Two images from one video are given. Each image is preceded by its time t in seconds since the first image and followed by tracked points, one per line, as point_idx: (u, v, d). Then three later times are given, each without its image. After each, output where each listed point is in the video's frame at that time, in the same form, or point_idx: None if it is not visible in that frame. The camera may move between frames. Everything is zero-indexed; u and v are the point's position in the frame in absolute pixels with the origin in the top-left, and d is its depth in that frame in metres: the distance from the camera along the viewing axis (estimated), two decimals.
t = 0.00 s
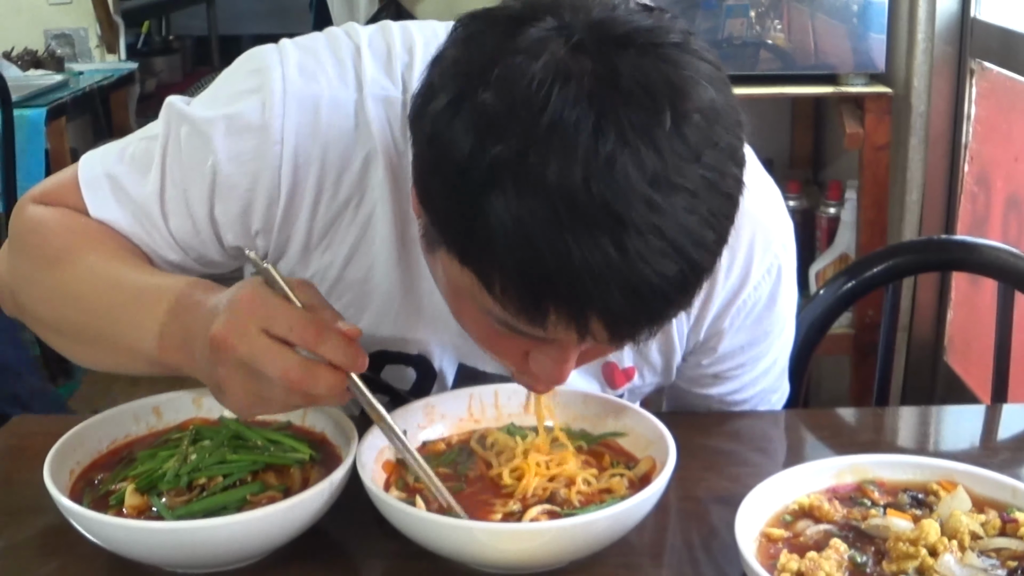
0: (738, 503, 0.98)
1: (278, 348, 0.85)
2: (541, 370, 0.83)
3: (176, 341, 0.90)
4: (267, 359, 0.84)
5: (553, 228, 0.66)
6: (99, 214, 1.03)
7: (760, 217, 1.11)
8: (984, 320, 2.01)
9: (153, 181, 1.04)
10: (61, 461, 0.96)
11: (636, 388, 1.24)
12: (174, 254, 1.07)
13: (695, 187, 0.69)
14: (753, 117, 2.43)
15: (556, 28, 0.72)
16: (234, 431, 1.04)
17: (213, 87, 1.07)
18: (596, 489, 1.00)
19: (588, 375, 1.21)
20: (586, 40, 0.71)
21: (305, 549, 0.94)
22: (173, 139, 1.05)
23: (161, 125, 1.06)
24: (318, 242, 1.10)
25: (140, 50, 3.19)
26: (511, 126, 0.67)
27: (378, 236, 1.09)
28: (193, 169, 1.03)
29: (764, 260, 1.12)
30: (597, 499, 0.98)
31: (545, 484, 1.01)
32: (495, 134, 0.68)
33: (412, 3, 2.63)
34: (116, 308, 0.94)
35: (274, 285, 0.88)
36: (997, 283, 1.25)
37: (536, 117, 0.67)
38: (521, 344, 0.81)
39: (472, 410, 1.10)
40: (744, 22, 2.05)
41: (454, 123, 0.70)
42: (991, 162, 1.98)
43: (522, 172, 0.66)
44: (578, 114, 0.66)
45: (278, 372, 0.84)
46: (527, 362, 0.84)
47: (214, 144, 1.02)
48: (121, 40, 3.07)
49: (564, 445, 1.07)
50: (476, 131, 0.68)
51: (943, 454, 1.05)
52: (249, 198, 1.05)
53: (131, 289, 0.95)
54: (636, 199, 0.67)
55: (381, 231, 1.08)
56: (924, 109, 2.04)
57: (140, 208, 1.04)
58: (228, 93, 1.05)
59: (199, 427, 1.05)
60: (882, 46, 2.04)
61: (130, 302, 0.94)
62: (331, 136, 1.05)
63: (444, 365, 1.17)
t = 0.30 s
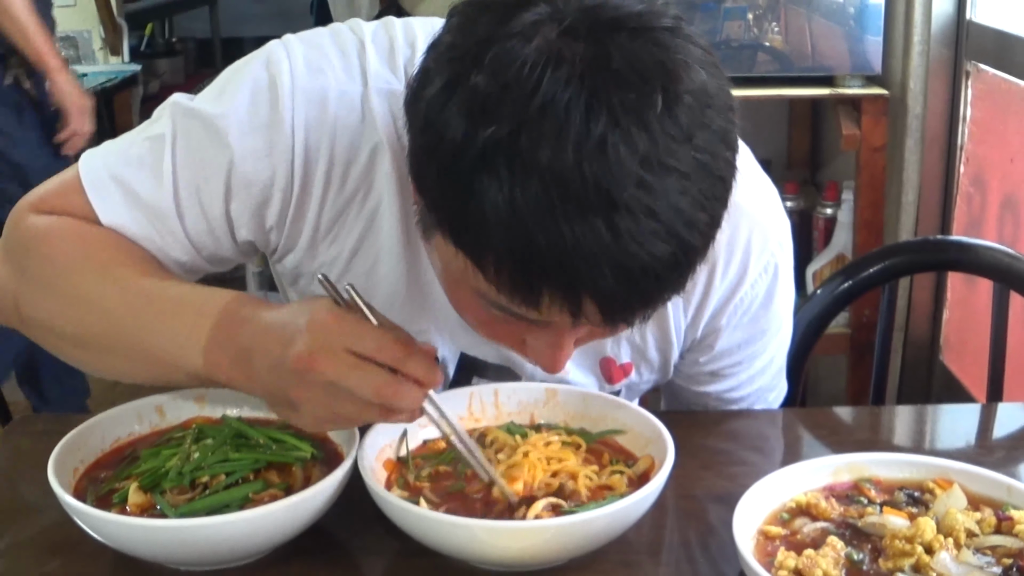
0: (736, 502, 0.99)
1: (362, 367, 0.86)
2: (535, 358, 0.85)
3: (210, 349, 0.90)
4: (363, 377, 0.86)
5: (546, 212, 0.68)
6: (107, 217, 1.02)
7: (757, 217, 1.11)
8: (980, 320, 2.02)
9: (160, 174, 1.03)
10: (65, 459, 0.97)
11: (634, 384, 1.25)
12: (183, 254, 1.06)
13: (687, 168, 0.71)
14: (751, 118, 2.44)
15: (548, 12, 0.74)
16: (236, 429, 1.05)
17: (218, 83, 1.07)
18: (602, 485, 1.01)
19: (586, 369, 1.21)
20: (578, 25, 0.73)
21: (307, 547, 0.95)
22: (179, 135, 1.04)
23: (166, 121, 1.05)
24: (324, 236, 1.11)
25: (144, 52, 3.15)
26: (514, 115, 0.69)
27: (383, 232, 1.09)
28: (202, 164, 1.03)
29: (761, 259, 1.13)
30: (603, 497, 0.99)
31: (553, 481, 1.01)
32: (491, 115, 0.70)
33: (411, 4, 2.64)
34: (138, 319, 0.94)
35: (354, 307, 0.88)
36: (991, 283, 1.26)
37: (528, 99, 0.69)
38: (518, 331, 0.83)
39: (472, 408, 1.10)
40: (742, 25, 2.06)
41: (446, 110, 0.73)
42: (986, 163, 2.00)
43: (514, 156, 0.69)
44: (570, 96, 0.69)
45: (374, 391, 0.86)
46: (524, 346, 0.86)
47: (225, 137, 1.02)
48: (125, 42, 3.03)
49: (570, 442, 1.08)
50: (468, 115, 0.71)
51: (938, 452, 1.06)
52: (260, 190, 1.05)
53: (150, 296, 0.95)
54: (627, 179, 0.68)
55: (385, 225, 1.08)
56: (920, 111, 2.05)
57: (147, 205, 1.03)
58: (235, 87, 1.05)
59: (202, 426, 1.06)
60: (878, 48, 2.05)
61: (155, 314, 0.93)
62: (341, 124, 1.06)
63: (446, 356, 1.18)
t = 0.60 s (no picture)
0: (734, 500, 1.00)
1: (338, 341, 0.86)
2: (550, 320, 0.85)
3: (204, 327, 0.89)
4: (336, 351, 0.86)
5: (564, 159, 0.68)
6: (113, 201, 1.03)
7: (756, 209, 1.13)
8: (975, 320, 2.03)
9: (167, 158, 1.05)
10: (70, 457, 0.98)
11: (632, 374, 1.24)
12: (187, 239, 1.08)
13: (698, 117, 0.71)
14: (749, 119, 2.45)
15: None
16: (239, 428, 1.06)
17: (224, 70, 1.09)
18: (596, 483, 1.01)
19: (586, 357, 1.21)
20: None
21: (310, 544, 0.96)
22: (187, 121, 1.06)
23: (174, 108, 1.07)
24: (326, 221, 1.12)
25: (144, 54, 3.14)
26: (523, 77, 0.69)
27: (388, 214, 1.10)
28: (209, 148, 1.05)
29: (760, 250, 1.14)
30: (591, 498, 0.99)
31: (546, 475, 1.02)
32: (503, 70, 0.70)
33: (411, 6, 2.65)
34: (132, 295, 0.93)
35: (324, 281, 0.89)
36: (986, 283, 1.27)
37: (539, 53, 0.69)
38: (533, 291, 0.82)
39: (472, 407, 1.12)
40: (740, 27, 2.05)
41: (458, 69, 0.73)
42: (981, 164, 2.01)
43: (530, 109, 0.69)
44: (581, 48, 0.69)
45: (350, 364, 0.86)
46: (537, 311, 0.86)
47: (232, 121, 1.04)
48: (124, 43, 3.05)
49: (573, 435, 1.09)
50: (481, 74, 0.71)
51: (934, 451, 1.07)
52: (267, 173, 1.07)
53: (154, 279, 0.93)
54: (642, 125, 0.69)
55: (391, 208, 1.10)
56: (916, 112, 2.07)
57: (153, 189, 1.04)
58: (242, 74, 1.07)
59: (205, 425, 1.07)
60: (874, 51, 2.07)
61: (150, 292, 0.92)
62: (344, 107, 1.08)
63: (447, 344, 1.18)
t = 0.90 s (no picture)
0: (731, 498, 1.01)
1: (372, 286, 0.87)
2: (556, 253, 0.86)
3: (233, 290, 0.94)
4: (370, 297, 0.87)
5: (576, 59, 0.72)
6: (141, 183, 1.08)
7: (754, 186, 1.17)
8: (971, 320, 2.04)
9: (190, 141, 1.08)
10: (74, 455, 0.99)
11: (630, 347, 1.25)
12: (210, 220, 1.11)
13: (705, 30, 0.75)
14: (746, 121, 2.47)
15: None
16: (241, 427, 1.07)
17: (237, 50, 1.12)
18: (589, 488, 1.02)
19: (585, 325, 1.21)
20: None
21: (310, 541, 0.97)
22: (206, 104, 1.09)
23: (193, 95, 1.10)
24: (337, 182, 1.13)
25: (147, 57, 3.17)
26: (528, 9, 0.73)
27: (397, 172, 1.12)
28: (227, 123, 1.08)
29: (757, 225, 1.18)
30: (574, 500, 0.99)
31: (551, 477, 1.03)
32: None
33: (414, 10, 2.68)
34: (167, 266, 0.99)
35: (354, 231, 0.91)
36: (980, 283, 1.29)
37: None
38: (539, 215, 0.83)
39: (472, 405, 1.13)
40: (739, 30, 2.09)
41: None
42: (976, 165, 2.04)
43: (543, 18, 0.73)
44: None
45: (383, 310, 0.87)
46: (544, 239, 0.86)
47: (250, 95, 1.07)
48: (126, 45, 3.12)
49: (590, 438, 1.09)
50: None
51: (929, 449, 1.08)
52: (285, 139, 1.09)
53: (191, 251, 0.98)
54: (651, 31, 0.73)
55: (400, 166, 1.11)
56: (911, 114, 2.09)
57: (177, 172, 1.08)
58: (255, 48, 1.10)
59: (208, 423, 1.08)
60: (871, 53, 2.10)
61: (184, 263, 0.98)
62: (354, 62, 1.09)
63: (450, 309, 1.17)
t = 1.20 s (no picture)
0: (727, 496, 1.02)
1: (397, 342, 0.88)
2: (573, 169, 0.90)
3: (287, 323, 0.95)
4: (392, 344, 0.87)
5: None
6: (182, 158, 1.10)
7: (754, 157, 1.22)
8: (965, 319, 2.05)
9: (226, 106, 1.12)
10: (78, 454, 1.00)
11: (632, 310, 1.26)
12: (241, 185, 1.13)
13: None
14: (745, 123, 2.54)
15: None
16: (243, 425, 1.08)
17: (269, 24, 1.18)
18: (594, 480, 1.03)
19: (589, 283, 1.23)
20: None
21: (311, 539, 0.98)
22: (242, 72, 1.14)
23: (230, 68, 1.15)
24: (362, 136, 1.17)
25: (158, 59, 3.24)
26: None
27: (424, 121, 1.16)
28: (268, 90, 1.12)
29: (756, 195, 1.23)
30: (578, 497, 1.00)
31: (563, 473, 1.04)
32: None
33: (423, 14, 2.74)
34: (221, 285, 1.00)
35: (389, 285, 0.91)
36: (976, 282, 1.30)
37: None
38: (556, 130, 0.89)
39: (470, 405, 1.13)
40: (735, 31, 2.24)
41: None
42: (971, 166, 2.06)
43: None
44: None
45: (402, 359, 0.87)
46: (559, 159, 0.91)
47: (285, 56, 1.13)
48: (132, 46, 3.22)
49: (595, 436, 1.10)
50: None
51: (925, 447, 1.09)
52: (325, 98, 1.13)
53: (244, 277, 1.00)
54: None
55: (428, 116, 1.16)
56: (908, 116, 2.15)
57: (213, 137, 1.11)
58: (288, 19, 1.16)
59: (211, 421, 1.09)
60: (867, 55, 2.20)
61: (241, 289, 0.99)
62: (383, 23, 1.15)
63: (461, 259, 1.20)
